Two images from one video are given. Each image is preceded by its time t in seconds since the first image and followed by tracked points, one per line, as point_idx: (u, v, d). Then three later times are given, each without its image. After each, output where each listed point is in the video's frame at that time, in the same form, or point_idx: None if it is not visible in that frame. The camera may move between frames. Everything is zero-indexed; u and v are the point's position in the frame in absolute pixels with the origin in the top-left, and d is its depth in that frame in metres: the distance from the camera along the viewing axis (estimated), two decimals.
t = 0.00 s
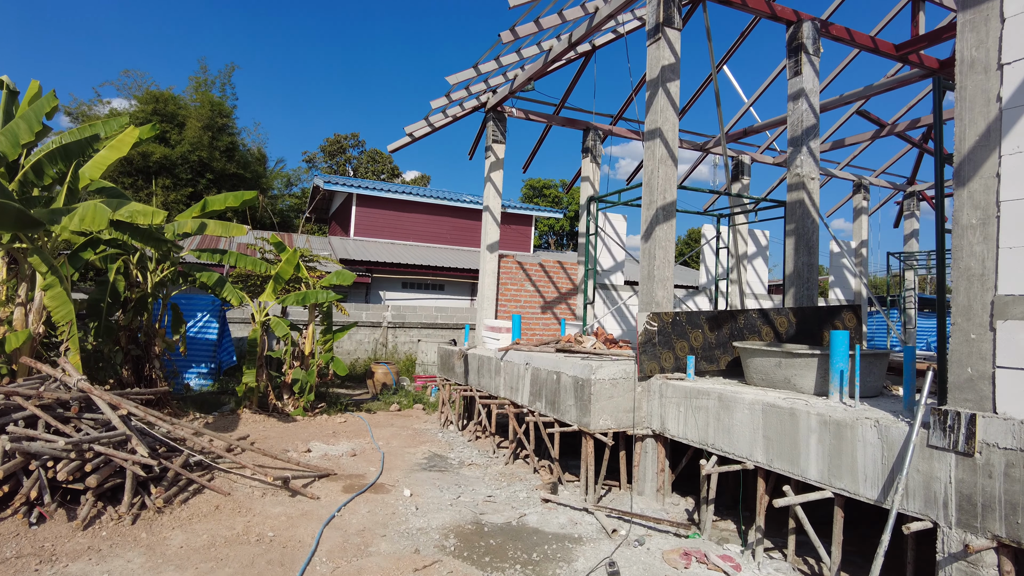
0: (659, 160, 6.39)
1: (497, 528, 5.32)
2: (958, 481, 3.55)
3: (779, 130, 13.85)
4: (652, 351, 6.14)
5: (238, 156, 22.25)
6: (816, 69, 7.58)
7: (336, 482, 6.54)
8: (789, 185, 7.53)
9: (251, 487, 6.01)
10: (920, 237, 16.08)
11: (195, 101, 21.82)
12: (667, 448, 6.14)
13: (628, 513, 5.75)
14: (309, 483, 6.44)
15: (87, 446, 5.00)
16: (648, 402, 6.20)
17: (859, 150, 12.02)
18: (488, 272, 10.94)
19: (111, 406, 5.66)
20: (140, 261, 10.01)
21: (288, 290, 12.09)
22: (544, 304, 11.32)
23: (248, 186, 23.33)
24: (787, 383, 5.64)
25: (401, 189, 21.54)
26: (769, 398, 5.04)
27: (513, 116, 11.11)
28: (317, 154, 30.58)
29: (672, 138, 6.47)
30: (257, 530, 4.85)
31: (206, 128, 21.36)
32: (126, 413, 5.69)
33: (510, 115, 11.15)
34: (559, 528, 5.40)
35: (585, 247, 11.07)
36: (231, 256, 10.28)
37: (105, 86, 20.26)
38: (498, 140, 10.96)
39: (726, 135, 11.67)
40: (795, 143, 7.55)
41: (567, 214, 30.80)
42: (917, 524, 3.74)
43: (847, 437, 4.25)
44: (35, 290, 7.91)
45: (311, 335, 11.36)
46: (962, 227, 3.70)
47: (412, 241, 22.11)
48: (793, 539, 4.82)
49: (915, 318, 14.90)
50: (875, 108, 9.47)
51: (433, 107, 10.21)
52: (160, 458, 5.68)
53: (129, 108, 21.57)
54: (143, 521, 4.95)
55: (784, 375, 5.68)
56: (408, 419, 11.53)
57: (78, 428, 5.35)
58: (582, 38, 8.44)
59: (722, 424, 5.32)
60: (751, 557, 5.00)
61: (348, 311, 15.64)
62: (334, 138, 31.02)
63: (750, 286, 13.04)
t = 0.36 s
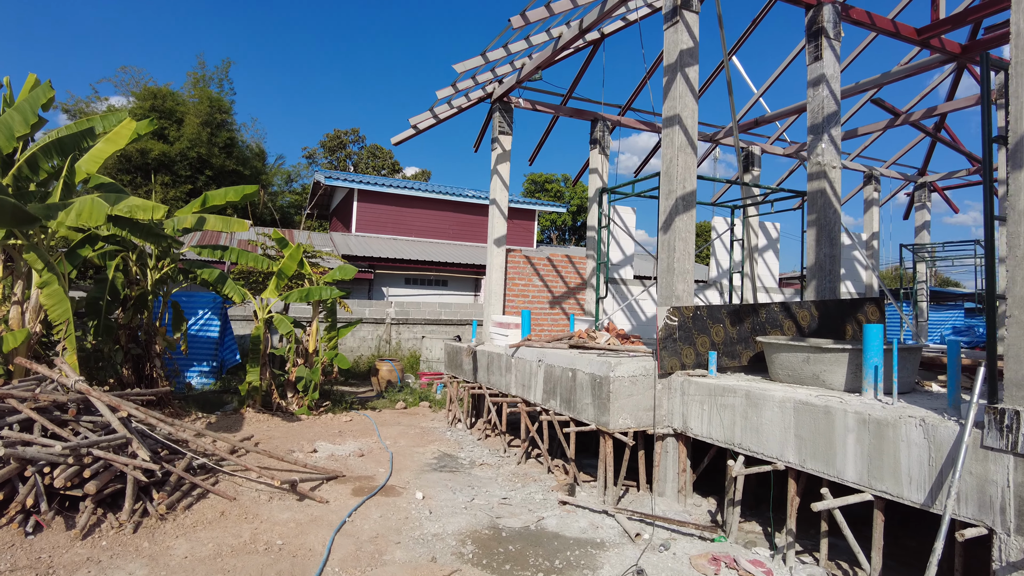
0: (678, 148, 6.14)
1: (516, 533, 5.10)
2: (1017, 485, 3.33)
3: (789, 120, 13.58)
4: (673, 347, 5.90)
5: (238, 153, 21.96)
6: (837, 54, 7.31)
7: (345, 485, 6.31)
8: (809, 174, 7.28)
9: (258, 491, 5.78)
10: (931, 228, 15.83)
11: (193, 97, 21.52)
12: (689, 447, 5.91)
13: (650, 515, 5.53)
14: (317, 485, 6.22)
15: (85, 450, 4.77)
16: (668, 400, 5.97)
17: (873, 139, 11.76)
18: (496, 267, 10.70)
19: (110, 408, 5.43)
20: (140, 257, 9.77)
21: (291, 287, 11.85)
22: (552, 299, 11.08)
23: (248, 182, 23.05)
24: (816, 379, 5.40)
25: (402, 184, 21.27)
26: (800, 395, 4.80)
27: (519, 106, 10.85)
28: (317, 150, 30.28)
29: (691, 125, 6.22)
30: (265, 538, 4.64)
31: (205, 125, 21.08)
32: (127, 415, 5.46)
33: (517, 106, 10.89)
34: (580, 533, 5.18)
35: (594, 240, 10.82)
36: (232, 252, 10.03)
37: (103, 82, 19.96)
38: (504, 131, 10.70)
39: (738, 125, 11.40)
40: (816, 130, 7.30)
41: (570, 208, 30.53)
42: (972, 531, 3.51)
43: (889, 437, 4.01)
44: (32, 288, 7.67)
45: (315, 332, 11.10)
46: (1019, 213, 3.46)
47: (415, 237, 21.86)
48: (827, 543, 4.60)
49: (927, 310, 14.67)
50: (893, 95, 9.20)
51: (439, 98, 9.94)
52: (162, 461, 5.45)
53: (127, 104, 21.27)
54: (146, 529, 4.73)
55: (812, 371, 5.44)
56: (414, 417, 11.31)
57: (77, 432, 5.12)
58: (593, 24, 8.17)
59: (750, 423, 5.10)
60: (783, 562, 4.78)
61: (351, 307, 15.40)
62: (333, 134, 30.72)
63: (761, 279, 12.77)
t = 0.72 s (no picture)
0: (696, 140, 5.91)
1: (528, 542, 4.88)
2: None
3: (799, 114, 13.33)
4: (690, 347, 5.67)
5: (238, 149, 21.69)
6: (857, 44, 7.06)
7: (349, 489, 6.10)
8: (828, 167, 7.04)
9: (258, 497, 5.56)
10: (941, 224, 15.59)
11: (193, 92, 21.26)
12: (706, 450, 5.70)
13: (666, 522, 5.31)
14: (319, 490, 6.00)
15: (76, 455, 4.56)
16: (685, 401, 5.76)
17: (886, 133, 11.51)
18: (501, 263, 10.46)
19: (105, 410, 5.21)
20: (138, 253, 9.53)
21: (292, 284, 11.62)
22: (559, 297, 10.86)
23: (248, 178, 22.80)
24: (841, 380, 5.17)
25: (404, 180, 21.02)
26: (828, 397, 4.57)
27: (526, 99, 10.60)
28: (318, 145, 30.01)
29: (709, 116, 5.99)
30: (267, 548, 4.45)
31: (205, 120, 20.82)
32: (122, 418, 5.24)
33: (523, 99, 10.63)
34: (595, 542, 4.95)
35: (603, 236, 10.59)
36: (232, 247, 9.80)
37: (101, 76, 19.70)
38: (510, 124, 10.46)
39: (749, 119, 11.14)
40: (835, 122, 7.05)
41: (572, 204, 30.27)
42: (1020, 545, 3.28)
43: (926, 445, 3.76)
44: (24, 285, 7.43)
45: (317, 330, 10.87)
46: None
47: (417, 233, 21.62)
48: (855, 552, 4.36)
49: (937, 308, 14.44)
50: (911, 87, 8.94)
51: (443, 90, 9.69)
52: (159, 466, 5.24)
53: (125, 100, 21.01)
54: (141, 538, 4.51)
55: (837, 372, 5.21)
56: (417, 417, 11.09)
57: (69, 435, 4.90)
58: (603, 13, 7.92)
59: (773, 427, 4.87)
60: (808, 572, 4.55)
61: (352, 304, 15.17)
62: (334, 129, 30.45)
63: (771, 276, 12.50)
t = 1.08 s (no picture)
0: (707, 126, 5.62)
1: (533, 552, 4.61)
2: None
3: (806, 105, 13.03)
4: (703, 344, 5.39)
5: (236, 145, 21.37)
6: (874, 27, 6.77)
7: (345, 494, 5.82)
8: (844, 156, 6.75)
9: (248, 503, 5.28)
10: (950, 218, 15.29)
11: (189, 89, 20.92)
12: (719, 453, 5.43)
13: (678, 529, 5.03)
14: (313, 496, 5.72)
15: (52, 462, 4.28)
16: (698, 402, 5.48)
17: (896, 124, 11.21)
18: (502, 259, 10.16)
19: (86, 414, 4.93)
20: (129, 249, 9.25)
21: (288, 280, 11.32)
22: (562, 293, 10.57)
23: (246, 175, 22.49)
24: (864, 379, 4.88)
25: (403, 176, 20.72)
26: (853, 398, 4.29)
27: (527, 90, 10.31)
28: (316, 142, 29.70)
29: (721, 102, 5.70)
30: (255, 562, 4.19)
31: (202, 117, 20.48)
32: (103, 423, 4.97)
33: (524, 90, 10.33)
34: (604, 551, 4.68)
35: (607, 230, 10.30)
36: (226, 243, 9.50)
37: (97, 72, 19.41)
38: (511, 116, 10.16)
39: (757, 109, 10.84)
40: (851, 109, 6.76)
41: (573, 200, 29.95)
42: None
43: (965, 449, 3.48)
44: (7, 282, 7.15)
45: (313, 328, 10.55)
46: None
47: (416, 230, 21.35)
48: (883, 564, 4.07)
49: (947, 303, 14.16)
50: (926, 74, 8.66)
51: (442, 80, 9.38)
52: (143, 472, 4.96)
53: (121, 96, 20.69)
54: (121, 551, 4.23)
55: (859, 370, 4.92)
56: (418, 417, 10.81)
57: (47, 441, 4.63)
58: None
59: (793, 429, 4.59)
60: None
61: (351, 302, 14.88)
62: (332, 126, 30.13)
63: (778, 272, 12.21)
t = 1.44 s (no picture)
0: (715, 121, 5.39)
1: (535, 569, 4.39)
2: None
3: (811, 100, 12.79)
4: (711, 349, 5.16)
5: (234, 145, 21.11)
6: (886, 18, 6.54)
7: (339, 505, 5.61)
8: (855, 152, 6.52)
9: (238, 516, 5.06)
10: (957, 215, 15.06)
11: (187, 88, 20.65)
12: (728, 461, 5.22)
13: (686, 542, 4.81)
14: (306, 507, 5.51)
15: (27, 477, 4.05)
16: (706, 409, 5.26)
17: (904, 119, 10.98)
18: (503, 259, 9.93)
19: (67, 425, 4.71)
20: (120, 250, 9.01)
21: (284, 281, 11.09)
22: (563, 293, 10.34)
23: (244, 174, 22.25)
24: (881, 386, 4.66)
25: (402, 174, 20.48)
26: (873, 407, 4.07)
27: (527, 86, 10.07)
28: (314, 141, 29.46)
29: (729, 95, 5.47)
30: None
31: (199, 117, 20.18)
32: (86, 434, 4.75)
33: (524, 85, 10.10)
34: (609, 568, 4.45)
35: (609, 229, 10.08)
36: (220, 244, 9.27)
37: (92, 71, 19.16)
38: (510, 112, 9.92)
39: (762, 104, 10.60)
40: (863, 103, 6.52)
41: (573, 198, 29.71)
42: None
43: (997, 464, 3.25)
44: None
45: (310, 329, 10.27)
46: None
47: (415, 229, 21.13)
48: None
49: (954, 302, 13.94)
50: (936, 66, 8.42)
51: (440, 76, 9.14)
52: (127, 485, 4.74)
53: (118, 96, 20.45)
54: (100, 571, 4.01)
55: (877, 376, 4.69)
56: (416, 420, 10.60)
57: (24, 455, 4.41)
58: None
59: (807, 439, 4.37)
60: None
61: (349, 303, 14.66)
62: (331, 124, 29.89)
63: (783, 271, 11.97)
